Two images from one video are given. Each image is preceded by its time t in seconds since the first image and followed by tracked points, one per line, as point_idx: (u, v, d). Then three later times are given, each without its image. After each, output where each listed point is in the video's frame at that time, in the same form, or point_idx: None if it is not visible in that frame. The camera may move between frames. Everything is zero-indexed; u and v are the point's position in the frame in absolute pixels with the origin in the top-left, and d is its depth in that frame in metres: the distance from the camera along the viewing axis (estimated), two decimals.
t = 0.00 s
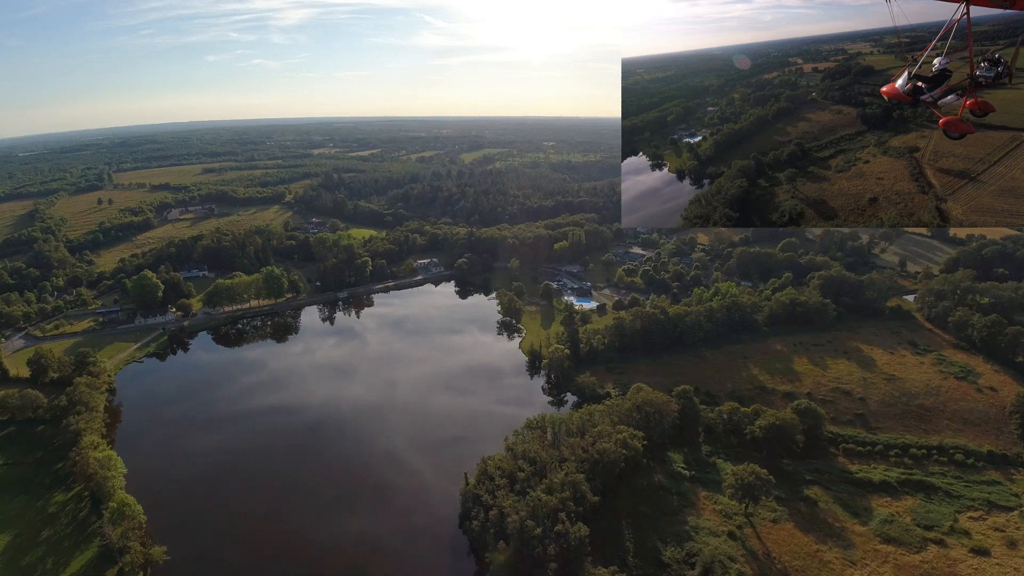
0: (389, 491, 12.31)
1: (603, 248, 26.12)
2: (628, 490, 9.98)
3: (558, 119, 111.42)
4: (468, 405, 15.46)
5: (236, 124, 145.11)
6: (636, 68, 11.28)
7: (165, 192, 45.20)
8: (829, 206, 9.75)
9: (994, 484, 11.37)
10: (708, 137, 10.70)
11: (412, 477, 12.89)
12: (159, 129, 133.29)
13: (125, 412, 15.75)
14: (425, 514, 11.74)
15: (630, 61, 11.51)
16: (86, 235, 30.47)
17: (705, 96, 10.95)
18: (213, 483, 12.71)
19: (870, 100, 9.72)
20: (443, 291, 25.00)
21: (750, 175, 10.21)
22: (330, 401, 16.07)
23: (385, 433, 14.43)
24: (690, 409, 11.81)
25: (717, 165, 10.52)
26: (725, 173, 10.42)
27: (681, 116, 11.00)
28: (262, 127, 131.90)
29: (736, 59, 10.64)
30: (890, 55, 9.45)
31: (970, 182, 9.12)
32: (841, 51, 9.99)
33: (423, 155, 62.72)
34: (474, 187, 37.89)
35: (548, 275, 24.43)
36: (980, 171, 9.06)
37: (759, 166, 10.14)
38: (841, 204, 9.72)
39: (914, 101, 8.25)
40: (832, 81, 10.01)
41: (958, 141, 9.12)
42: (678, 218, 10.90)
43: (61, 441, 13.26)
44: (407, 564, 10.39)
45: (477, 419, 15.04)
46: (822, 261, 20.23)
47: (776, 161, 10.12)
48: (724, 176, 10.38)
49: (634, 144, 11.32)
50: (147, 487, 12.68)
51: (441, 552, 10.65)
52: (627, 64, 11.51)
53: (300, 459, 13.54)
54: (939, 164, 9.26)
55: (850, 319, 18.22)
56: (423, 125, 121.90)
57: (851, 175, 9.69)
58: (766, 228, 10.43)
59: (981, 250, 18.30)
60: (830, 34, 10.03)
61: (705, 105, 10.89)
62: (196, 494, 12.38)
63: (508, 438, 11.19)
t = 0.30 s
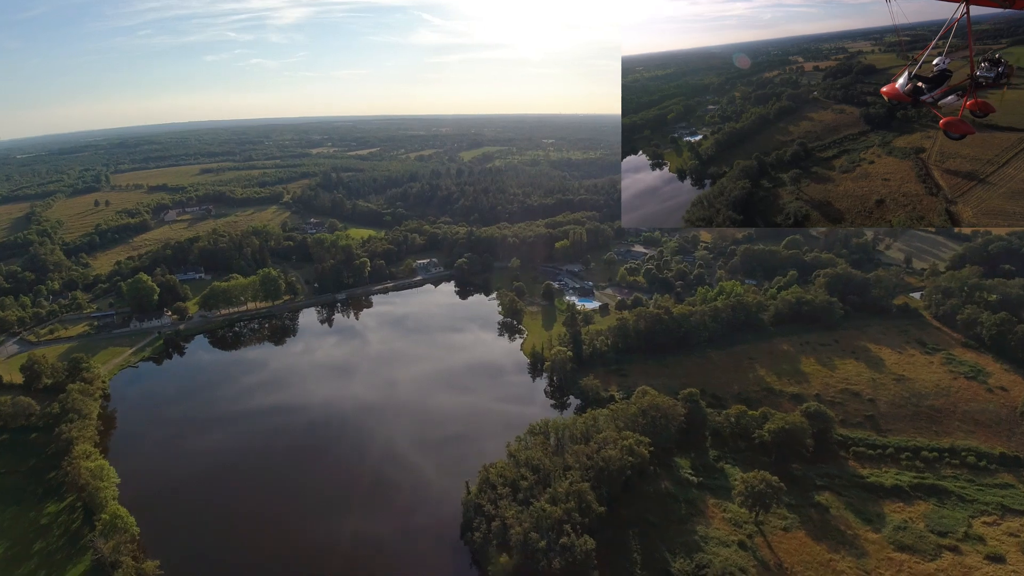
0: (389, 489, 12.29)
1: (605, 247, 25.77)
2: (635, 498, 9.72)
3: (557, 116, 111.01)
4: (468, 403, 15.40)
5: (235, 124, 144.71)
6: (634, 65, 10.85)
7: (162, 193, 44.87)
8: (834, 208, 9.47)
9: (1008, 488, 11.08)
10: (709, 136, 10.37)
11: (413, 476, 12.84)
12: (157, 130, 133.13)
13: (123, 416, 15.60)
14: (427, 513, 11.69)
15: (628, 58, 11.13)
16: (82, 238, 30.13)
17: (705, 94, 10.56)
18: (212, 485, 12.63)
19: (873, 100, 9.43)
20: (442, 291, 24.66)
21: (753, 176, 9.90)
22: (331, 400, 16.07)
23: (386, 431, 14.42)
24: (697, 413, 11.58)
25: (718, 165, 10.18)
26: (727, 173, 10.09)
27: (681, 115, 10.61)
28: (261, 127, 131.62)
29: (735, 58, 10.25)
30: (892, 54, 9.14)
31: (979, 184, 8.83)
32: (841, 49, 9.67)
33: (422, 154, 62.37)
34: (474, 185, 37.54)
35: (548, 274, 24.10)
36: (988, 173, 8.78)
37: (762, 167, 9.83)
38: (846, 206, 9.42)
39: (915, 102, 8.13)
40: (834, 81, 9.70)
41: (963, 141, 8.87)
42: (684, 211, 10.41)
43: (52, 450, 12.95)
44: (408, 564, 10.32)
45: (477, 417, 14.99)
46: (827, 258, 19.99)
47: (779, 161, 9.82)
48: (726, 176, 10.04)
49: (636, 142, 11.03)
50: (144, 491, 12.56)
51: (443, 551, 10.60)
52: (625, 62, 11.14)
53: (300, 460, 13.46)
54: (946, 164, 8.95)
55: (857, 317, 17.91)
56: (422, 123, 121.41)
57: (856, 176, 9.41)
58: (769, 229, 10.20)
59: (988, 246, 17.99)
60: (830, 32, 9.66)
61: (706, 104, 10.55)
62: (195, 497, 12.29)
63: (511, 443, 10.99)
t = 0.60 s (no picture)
0: (390, 487, 12.27)
1: (608, 245, 25.42)
2: (644, 507, 9.46)
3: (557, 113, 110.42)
4: (470, 401, 15.35)
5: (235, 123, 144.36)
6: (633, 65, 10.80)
7: (161, 194, 44.63)
8: (840, 210, 9.48)
9: None
10: (710, 136, 10.35)
11: (414, 476, 12.74)
12: (157, 130, 132.98)
13: (118, 422, 15.36)
14: (428, 513, 11.61)
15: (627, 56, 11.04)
16: (80, 239, 29.91)
17: (705, 93, 10.59)
18: (209, 491, 12.44)
19: (877, 99, 9.36)
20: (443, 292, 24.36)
21: (756, 177, 9.85)
22: (333, 398, 16.06)
23: (387, 429, 14.40)
24: (705, 418, 11.21)
25: (720, 166, 10.12)
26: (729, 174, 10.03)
27: (682, 114, 10.63)
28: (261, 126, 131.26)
29: (734, 57, 10.25)
30: (894, 53, 9.07)
31: (988, 185, 8.76)
32: (842, 48, 9.56)
33: (422, 152, 62.03)
34: (475, 184, 37.16)
35: (550, 274, 23.79)
36: (998, 174, 8.69)
37: (764, 168, 9.76)
38: (852, 207, 9.44)
39: (915, 101, 7.88)
40: (836, 80, 9.63)
41: (969, 141, 8.81)
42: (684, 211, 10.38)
43: (46, 458, 12.70)
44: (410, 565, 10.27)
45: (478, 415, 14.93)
46: (834, 256, 19.64)
47: (783, 162, 9.76)
48: (729, 178, 10.01)
49: (636, 141, 10.97)
50: (140, 499, 12.34)
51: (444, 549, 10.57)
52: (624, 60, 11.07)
53: (297, 462, 13.28)
54: (954, 165, 8.89)
55: (865, 316, 17.59)
56: (422, 121, 120.93)
57: (861, 177, 9.40)
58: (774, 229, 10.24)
59: (997, 243, 17.67)
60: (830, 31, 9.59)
61: (706, 103, 10.57)
62: (192, 504, 12.07)
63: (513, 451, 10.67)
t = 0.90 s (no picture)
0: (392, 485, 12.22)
1: (611, 243, 25.05)
2: (651, 517, 9.16)
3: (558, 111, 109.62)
4: (472, 398, 15.31)
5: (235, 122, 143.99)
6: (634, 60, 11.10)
7: (160, 192, 44.38)
8: (843, 213, 9.73)
9: None
10: (710, 134, 10.71)
11: (416, 474, 12.65)
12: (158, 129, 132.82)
13: (112, 427, 15.06)
14: (431, 511, 11.55)
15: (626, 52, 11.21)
16: (78, 239, 29.70)
17: (706, 90, 10.94)
18: (206, 495, 12.23)
19: (880, 100, 9.68)
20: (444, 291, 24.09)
21: (759, 177, 10.13)
22: (335, 396, 16.05)
23: (388, 427, 14.35)
24: (713, 421, 10.93)
25: (721, 165, 10.40)
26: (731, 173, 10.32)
27: (683, 110, 10.96)
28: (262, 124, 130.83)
29: (735, 55, 10.61)
30: (896, 53, 9.44)
31: (997, 192, 8.94)
32: (844, 48, 10.00)
33: (423, 150, 61.55)
34: (476, 182, 36.78)
35: (553, 273, 23.53)
36: (1006, 181, 8.89)
37: (767, 168, 10.05)
38: (855, 209, 9.68)
39: (915, 101, 8.20)
40: (838, 79, 10.05)
41: (975, 146, 9.06)
42: (681, 209, 10.72)
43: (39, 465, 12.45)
44: (415, 562, 10.24)
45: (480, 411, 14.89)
46: (841, 254, 19.29)
47: (785, 162, 10.04)
48: (730, 178, 10.27)
49: (636, 137, 11.32)
50: (136, 505, 12.09)
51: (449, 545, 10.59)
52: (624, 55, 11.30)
53: (295, 465, 13.08)
54: (961, 170, 9.11)
55: (873, 316, 17.28)
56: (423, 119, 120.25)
57: (866, 179, 9.65)
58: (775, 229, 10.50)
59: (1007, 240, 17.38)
60: (832, 31, 9.97)
61: (708, 100, 10.98)
62: (188, 510, 11.81)
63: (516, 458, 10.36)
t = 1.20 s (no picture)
0: (394, 483, 12.20)
1: (614, 241, 24.70)
2: (657, 527, 8.91)
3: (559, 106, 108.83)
4: (473, 395, 15.30)
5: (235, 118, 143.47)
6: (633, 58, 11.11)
7: (159, 188, 44.01)
8: (848, 215, 9.63)
9: None
10: (711, 134, 10.68)
11: (415, 473, 12.54)
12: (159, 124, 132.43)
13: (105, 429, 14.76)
14: (432, 509, 11.49)
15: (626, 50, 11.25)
16: (75, 236, 29.43)
17: (706, 90, 10.96)
18: (202, 499, 12.03)
19: (883, 100, 9.58)
20: (444, 289, 23.77)
21: (761, 179, 10.07)
22: (335, 392, 16.02)
23: (389, 424, 14.33)
24: (720, 425, 10.62)
25: (723, 165, 10.42)
26: (732, 174, 10.32)
27: (683, 110, 11.03)
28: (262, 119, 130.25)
29: (736, 54, 10.63)
30: (898, 53, 9.37)
31: (1007, 194, 8.78)
32: (845, 47, 9.99)
33: (423, 145, 60.99)
34: (477, 178, 36.37)
35: (555, 271, 23.22)
36: (1016, 184, 8.73)
37: (769, 169, 9.99)
38: (861, 211, 9.57)
39: (917, 100, 8.19)
40: (840, 79, 9.96)
41: (984, 148, 8.90)
42: (681, 208, 10.77)
43: (29, 469, 12.20)
44: (417, 562, 10.18)
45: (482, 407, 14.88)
46: (847, 252, 18.77)
47: (789, 163, 9.93)
48: (732, 180, 10.25)
49: (635, 137, 11.36)
50: (131, 510, 11.87)
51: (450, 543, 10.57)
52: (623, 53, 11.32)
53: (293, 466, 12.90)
54: (969, 173, 8.96)
55: (881, 315, 16.97)
56: (423, 114, 119.49)
57: (871, 181, 9.50)
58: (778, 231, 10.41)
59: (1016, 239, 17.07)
60: (832, 30, 10.00)
61: (708, 99, 10.96)
62: (183, 514, 11.58)
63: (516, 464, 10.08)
